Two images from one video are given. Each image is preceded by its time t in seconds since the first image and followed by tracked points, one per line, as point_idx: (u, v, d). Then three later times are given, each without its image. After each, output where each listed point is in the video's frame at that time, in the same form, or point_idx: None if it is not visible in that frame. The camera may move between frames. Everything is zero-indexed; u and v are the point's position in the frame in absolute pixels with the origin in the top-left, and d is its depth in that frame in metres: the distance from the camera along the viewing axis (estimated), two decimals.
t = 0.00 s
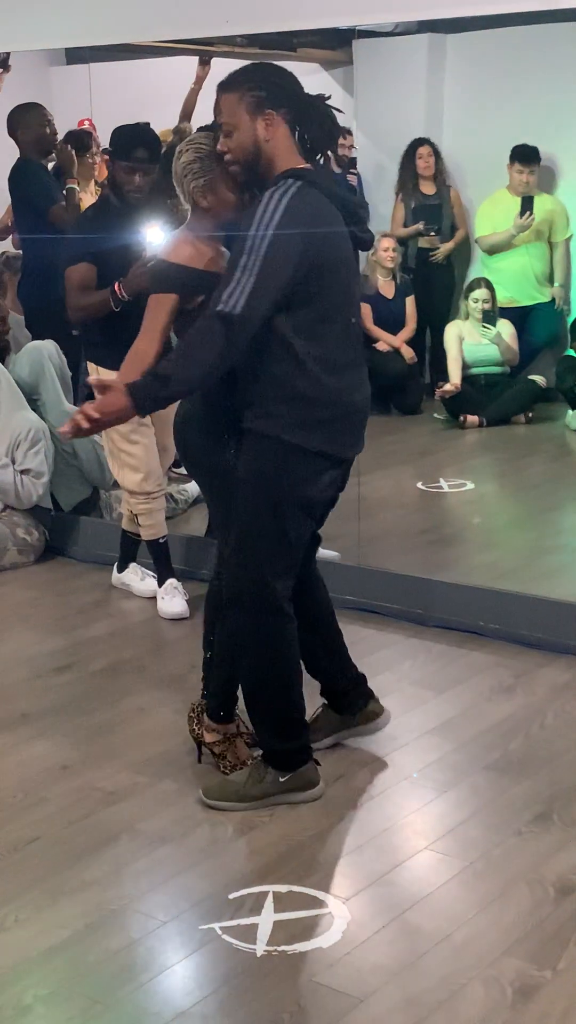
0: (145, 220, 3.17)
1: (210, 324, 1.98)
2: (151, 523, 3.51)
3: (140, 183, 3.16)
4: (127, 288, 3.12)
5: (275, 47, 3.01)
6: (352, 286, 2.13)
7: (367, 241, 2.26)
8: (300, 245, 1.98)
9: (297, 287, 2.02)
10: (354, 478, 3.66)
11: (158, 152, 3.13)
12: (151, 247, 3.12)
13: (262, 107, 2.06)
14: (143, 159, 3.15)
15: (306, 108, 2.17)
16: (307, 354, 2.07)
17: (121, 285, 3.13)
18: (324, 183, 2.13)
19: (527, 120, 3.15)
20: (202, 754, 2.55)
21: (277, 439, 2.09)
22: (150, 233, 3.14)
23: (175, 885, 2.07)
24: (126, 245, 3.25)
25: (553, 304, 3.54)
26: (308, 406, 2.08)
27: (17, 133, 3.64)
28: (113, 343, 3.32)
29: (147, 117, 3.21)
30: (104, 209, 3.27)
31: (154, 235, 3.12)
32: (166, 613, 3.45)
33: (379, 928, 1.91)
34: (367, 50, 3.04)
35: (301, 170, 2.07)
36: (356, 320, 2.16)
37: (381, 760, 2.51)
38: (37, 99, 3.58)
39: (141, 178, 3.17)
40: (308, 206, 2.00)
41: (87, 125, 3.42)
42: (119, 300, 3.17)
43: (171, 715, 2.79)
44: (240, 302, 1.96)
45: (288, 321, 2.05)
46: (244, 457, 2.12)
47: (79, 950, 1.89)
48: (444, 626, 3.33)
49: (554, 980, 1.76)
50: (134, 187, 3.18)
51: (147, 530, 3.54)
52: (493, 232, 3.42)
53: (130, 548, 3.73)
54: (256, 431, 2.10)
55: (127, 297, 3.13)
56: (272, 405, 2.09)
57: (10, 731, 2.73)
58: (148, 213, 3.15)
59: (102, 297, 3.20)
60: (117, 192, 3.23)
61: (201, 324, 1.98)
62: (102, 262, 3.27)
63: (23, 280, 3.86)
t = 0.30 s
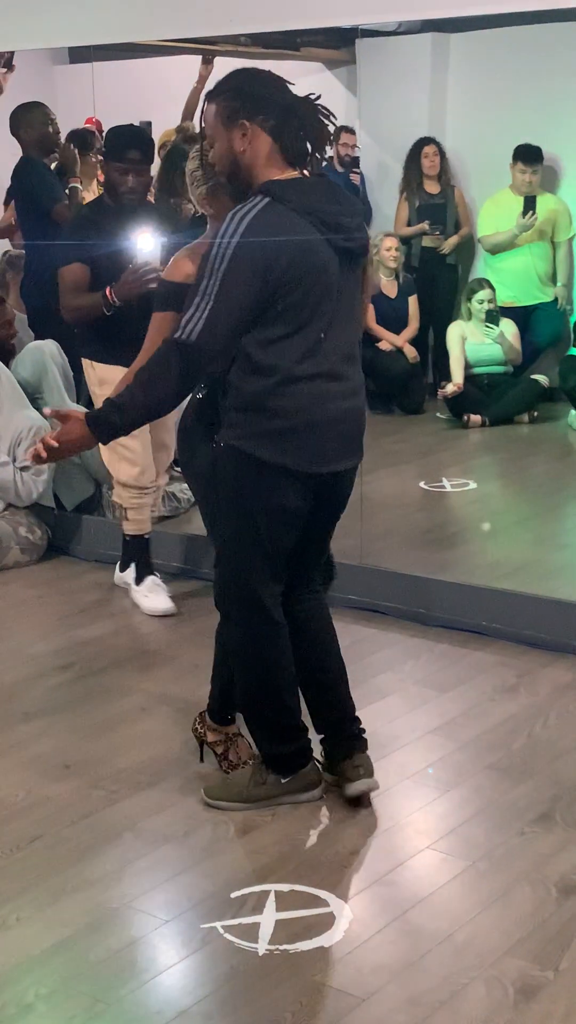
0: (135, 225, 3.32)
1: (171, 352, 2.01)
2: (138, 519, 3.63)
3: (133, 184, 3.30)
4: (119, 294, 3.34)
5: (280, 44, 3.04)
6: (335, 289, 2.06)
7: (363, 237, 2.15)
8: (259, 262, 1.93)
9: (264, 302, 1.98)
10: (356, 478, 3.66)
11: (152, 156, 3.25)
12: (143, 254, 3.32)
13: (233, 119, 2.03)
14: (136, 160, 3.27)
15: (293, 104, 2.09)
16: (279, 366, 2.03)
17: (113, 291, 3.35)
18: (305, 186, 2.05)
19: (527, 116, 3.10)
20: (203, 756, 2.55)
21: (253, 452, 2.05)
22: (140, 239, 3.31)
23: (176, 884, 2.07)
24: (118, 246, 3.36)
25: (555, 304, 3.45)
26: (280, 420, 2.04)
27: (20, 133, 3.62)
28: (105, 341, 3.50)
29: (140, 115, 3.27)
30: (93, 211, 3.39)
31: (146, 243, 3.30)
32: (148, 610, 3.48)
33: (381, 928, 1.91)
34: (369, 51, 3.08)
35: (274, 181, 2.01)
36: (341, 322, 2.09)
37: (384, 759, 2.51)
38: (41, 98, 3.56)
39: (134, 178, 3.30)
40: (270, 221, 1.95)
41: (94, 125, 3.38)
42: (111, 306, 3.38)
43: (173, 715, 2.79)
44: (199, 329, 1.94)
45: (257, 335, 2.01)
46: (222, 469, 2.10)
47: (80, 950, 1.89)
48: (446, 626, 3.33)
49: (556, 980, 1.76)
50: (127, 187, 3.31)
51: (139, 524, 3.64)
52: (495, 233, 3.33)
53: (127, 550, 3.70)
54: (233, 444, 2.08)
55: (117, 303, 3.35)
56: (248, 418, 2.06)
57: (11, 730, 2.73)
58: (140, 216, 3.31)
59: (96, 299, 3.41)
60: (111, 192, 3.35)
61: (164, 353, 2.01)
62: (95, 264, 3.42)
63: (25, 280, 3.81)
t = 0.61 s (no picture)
0: (126, 227, 3.28)
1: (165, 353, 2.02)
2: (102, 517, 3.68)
3: (126, 183, 3.25)
4: (110, 297, 3.26)
5: (283, 45, 3.01)
6: (333, 285, 2.01)
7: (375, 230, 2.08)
8: (242, 262, 1.93)
9: (254, 301, 1.97)
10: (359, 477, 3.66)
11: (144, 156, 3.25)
12: (131, 258, 3.28)
13: (246, 118, 2.03)
14: (127, 160, 3.22)
15: (310, 94, 2.04)
16: (271, 365, 2.01)
17: (104, 293, 3.26)
18: (307, 181, 2.02)
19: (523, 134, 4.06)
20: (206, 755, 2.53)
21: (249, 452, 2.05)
22: (129, 242, 3.28)
23: (179, 884, 2.07)
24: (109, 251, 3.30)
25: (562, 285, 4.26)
26: (273, 420, 2.02)
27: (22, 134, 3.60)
28: (97, 343, 3.43)
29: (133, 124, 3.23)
30: (85, 214, 3.29)
31: (136, 246, 3.28)
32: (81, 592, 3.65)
33: (384, 928, 1.91)
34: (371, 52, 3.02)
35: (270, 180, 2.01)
36: (343, 319, 2.04)
37: (387, 760, 2.51)
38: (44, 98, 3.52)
39: (126, 177, 3.25)
40: (259, 220, 1.95)
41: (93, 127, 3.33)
42: (101, 307, 3.30)
43: (176, 715, 2.78)
44: (188, 328, 1.95)
45: (251, 335, 2.02)
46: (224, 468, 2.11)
47: (83, 950, 1.89)
48: (449, 626, 3.32)
49: (559, 979, 1.76)
50: (119, 188, 3.25)
51: (135, 521, 3.70)
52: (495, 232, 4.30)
53: (98, 540, 3.81)
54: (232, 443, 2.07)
55: (109, 305, 3.27)
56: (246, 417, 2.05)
57: (15, 730, 2.73)
58: (135, 216, 3.28)
59: (85, 300, 3.31)
60: (102, 192, 3.28)
61: (159, 353, 2.02)
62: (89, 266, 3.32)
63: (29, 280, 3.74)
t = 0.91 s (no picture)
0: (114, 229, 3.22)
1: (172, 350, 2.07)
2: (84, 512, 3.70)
3: (112, 184, 3.18)
4: (101, 301, 3.21)
5: (286, 45, 3.04)
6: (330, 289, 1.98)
7: (384, 233, 2.02)
8: (231, 267, 1.95)
9: (251, 303, 1.99)
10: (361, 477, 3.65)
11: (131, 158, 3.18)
12: (122, 263, 3.17)
13: (272, 124, 2.06)
14: (115, 161, 3.15)
15: (332, 98, 2.01)
16: (266, 367, 2.02)
17: (94, 298, 3.21)
18: (313, 185, 2.01)
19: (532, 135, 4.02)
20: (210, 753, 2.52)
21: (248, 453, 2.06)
22: (118, 244, 3.18)
23: (181, 884, 2.07)
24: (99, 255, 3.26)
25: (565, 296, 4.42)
26: (267, 421, 2.03)
27: (26, 133, 3.62)
28: (85, 344, 3.35)
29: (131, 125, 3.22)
30: (73, 216, 3.23)
31: (125, 248, 3.17)
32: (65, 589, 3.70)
33: (387, 927, 1.91)
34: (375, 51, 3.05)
35: (276, 183, 2.02)
36: (342, 325, 1.99)
37: (390, 759, 2.51)
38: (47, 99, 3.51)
39: (113, 178, 3.19)
40: (253, 225, 1.96)
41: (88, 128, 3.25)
42: (92, 310, 3.24)
43: (179, 715, 2.78)
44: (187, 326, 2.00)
45: (253, 336, 2.03)
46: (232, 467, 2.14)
47: (85, 950, 1.89)
48: (452, 626, 3.32)
49: (562, 979, 1.75)
50: (105, 188, 3.19)
51: (134, 522, 3.70)
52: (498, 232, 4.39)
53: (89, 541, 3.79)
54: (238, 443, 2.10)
55: (99, 309, 3.22)
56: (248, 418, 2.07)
57: (18, 730, 2.73)
58: (123, 216, 3.24)
59: (74, 304, 3.25)
60: (89, 192, 3.23)
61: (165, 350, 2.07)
62: (79, 272, 3.31)
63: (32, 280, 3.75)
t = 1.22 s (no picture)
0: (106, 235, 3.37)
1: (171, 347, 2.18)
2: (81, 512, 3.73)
3: (99, 185, 3.31)
4: (92, 305, 3.33)
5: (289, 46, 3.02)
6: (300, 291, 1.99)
7: (344, 244, 1.97)
8: (198, 264, 2.04)
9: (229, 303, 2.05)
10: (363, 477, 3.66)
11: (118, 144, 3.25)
12: (113, 268, 3.33)
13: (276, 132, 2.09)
14: (101, 162, 3.27)
15: (328, 109, 2.02)
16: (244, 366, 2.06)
17: (85, 300, 3.33)
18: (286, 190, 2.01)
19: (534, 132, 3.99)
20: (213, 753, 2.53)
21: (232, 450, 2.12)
22: (110, 250, 3.34)
23: (184, 884, 2.07)
24: (89, 259, 3.40)
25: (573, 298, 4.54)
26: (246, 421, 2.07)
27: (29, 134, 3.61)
28: (79, 343, 3.44)
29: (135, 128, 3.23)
30: (61, 217, 3.36)
31: (118, 255, 3.32)
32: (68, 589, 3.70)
33: (391, 928, 1.91)
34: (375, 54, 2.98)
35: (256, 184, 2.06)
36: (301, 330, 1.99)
37: (394, 760, 2.51)
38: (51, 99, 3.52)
39: (99, 180, 3.31)
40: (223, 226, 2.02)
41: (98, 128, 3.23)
42: (83, 314, 3.36)
43: (183, 715, 2.78)
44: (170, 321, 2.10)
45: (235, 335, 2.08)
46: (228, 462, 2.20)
47: (88, 949, 1.89)
48: (455, 626, 3.32)
49: (566, 980, 1.75)
50: (92, 191, 3.32)
51: (134, 522, 3.71)
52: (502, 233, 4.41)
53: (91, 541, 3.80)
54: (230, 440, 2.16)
55: (90, 312, 3.33)
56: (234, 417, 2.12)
57: (21, 730, 2.73)
58: (112, 216, 3.38)
59: (65, 307, 3.37)
60: (76, 193, 3.35)
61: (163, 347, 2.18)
62: (68, 274, 3.45)
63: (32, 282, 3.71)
